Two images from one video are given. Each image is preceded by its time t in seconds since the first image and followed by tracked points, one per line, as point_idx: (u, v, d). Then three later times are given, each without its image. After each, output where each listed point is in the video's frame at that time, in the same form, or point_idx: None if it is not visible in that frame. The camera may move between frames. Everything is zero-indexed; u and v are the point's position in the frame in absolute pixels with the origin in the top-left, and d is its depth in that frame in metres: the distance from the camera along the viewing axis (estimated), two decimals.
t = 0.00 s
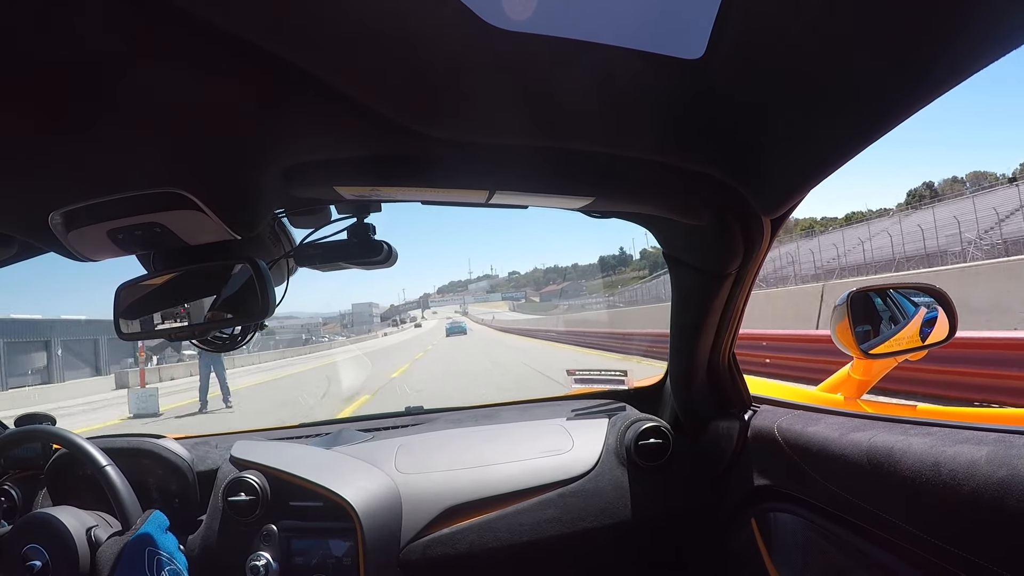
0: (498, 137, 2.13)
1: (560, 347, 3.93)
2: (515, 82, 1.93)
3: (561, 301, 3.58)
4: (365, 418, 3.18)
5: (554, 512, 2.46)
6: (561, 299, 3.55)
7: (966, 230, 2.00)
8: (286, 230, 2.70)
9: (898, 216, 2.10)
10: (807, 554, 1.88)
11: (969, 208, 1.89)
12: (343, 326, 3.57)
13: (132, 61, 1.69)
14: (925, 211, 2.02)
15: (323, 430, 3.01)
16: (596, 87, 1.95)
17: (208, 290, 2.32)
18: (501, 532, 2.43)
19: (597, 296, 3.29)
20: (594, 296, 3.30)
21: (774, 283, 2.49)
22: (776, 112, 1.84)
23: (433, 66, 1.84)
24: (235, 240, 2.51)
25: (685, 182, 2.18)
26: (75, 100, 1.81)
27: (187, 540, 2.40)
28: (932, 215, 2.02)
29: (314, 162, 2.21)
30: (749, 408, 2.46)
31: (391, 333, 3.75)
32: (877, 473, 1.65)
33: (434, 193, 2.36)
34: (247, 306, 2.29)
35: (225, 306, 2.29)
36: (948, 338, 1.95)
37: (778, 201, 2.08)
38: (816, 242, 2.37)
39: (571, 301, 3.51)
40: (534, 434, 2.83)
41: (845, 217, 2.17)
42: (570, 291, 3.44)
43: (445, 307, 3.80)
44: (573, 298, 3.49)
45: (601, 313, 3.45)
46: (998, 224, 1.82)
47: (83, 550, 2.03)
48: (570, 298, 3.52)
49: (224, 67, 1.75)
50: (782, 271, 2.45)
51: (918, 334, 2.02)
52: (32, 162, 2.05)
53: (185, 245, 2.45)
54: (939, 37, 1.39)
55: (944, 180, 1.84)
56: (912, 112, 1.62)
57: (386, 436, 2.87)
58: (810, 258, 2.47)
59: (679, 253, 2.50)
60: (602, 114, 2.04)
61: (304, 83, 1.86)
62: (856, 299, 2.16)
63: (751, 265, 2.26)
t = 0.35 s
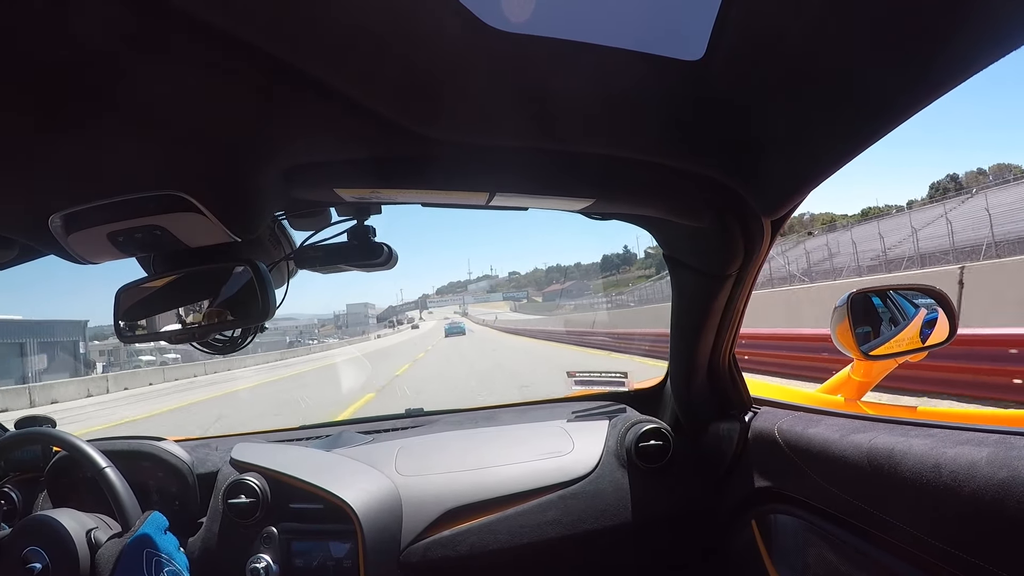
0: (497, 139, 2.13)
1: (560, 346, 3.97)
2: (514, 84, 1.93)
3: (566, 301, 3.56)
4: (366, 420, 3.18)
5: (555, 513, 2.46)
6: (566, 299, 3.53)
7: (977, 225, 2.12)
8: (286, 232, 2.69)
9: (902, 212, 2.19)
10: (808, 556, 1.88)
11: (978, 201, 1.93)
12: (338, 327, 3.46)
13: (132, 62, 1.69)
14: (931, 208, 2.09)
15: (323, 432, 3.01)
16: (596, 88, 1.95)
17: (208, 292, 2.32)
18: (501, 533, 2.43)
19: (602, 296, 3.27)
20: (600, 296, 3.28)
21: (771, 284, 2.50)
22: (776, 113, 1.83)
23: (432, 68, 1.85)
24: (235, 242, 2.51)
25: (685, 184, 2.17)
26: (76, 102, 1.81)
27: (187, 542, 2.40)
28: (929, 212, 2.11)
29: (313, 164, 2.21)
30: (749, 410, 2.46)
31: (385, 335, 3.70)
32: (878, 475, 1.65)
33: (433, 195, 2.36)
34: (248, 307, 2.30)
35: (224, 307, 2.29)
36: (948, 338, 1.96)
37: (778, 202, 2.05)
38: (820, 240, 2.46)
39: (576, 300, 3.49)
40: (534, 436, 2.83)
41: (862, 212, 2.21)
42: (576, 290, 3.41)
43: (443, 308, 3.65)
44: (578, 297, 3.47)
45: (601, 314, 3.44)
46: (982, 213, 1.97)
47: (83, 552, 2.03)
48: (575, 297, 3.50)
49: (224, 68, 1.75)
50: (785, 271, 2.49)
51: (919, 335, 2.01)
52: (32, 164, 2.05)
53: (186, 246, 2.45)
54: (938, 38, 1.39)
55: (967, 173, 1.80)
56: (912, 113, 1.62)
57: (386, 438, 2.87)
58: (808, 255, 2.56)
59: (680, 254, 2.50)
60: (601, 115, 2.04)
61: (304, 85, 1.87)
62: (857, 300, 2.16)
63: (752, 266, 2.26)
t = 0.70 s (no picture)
0: (497, 137, 2.13)
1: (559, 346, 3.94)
2: (514, 82, 1.93)
3: (573, 300, 3.52)
4: (365, 418, 3.18)
5: (554, 512, 2.46)
6: (569, 298, 3.49)
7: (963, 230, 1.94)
8: (286, 230, 2.68)
9: (909, 212, 2.04)
10: (806, 554, 1.88)
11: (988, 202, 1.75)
12: (333, 327, 3.48)
13: (133, 60, 1.69)
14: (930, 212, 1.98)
15: (322, 430, 3.01)
16: (595, 87, 1.95)
17: (206, 290, 2.32)
18: (500, 531, 2.43)
19: (613, 294, 3.25)
20: (609, 295, 3.26)
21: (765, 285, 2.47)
22: (776, 112, 1.83)
23: (432, 66, 1.84)
24: (235, 239, 2.51)
25: (685, 182, 2.18)
26: (76, 99, 1.81)
27: (187, 539, 2.40)
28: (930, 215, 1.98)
29: (313, 161, 2.21)
30: (748, 408, 2.46)
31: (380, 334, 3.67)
32: (876, 473, 1.66)
33: (433, 193, 2.35)
34: (246, 305, 2.29)
35: (222, 304, 2.29)
36: (948, 337, 1.93)
37: (777, 202, 2.06)
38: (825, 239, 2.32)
39: (581, 300, 3.46)
40: (533, 434, 2.84)
41: (877, 207, 2.08)
42: (581, 289, 3.40)
43: (442, 307, 3.56)
44: (583, 296, 3.44)
45: (604, 314, 3.46)
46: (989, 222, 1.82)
47: (83, 550, 2.03)
48: (581, 296, 3.47)
49: (224, 66, 1.75)
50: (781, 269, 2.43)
51: (918, 334, 2.00)
52: (32, 161, 2.05)
53: (183, 244, 2.45)
54: (939, 38, 1.39)
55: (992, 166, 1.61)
56: (912, 112, 1.62)
57: (385, 436, 2.87)
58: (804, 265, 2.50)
59: (679, 254, 2.50)
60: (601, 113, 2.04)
61: (304, 83, 1.86)
62: (856, 300, 2.17)
63: (751, 265, 2.26)
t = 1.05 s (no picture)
0: (498, 138, 2.12)
1: (560, 346, 3.97)
2: (515, 83, 1.92)
3: (578, 299, 3.48)
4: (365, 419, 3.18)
5: (554, 513, 2.46)
6: (573, 297, 3.45)
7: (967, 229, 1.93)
8: (286, 231, 2.68)
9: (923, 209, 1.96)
10: (807, 556, 1.88)
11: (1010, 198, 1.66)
12: (326, 328, 3.37)
13: (133, 61, 1.69)
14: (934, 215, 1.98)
15: (322, 431, 3.01)
16: (596, 88, 1.95)
17: (206, 291, 2.32)
18: (500, 532, 2.43)
19: (617, 293, 3.22)
20: (613, 294, 3.23)
21: (773, 285, 2.48)
22: (777, 113, 1.83)
23: (433, 68, 1.84)
24: (235, 240, 2.51)
25: (685, 183, 2.18)
26: (76, 100, 1.81)
27: (187, 541, 2.40)
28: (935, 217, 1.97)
29: (314, 163, 2.21)
30: (749, 410, 2.46)
31: (376, 335, 3.66)
32: (876, 476, 1.65)
33: (433, 195, 2.35)
34: (246, 307, 2.29)
35: (223, 305, 2.29)
36: (949, 339, 1.95)
37: (778, 204, 2.05)
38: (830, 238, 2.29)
39: (587, 299, 3.43)
40: (533, 435, 2.84)
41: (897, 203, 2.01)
42: (586, 288, 3.35)
43: (441, 307, 3.58)
44: (589, 295, 3.40)
45: (600, 315, 3.49)
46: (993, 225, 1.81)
47: (83, 551, 2.03)
48: (586, 295, 3.43)
49: (225, 67, 1.75)
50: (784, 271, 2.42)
51: (919, 336, 2.01)
52: (32, 162, 2.05)
53: (185, 246, 2.45)
54: (940, 40, 1.39)
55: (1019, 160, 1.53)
56: (913, 115, 1.62)
57: (385, 438, 2.87)
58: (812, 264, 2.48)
59: (680, 256, 2.49)
60: (602, 115, 2.03)
61: (305, 84, 1.86)
62: (857, 302, 2.15)
63: (752, 267, 2.26)
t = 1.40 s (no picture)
0: (498, 137, 2.13)
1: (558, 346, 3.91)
2: (514, 81, 1.93)
3: (582, 299, 3.40)
4: (365, 419, 3.18)
5: (554, 512, 2.46)
6: (577, 297, 3.37)
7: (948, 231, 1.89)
8: (286, 231, 2.67)
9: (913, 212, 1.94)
10: (807, 553, 1.88)
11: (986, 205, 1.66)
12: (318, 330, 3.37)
13: (134, 60, 1.69)
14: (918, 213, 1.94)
15: (322, 430, 3.01)
16: (595, 87, 1.95)
17: (207, 290, 2.32)
18: (501, 531, 2.43)
19: (624, 291, 3.07)
20: (617, 292, 3.10)
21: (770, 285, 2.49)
22: (777, 112, 1.84)
23: (433, 66, 1.85)
24: (235, 239, 2.48)
25: (684, 181, 2.19)
26: (77, 100, 1.81)
27: (187, 540, 2.40)
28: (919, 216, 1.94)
29: (314, 162, 2.21)
30: (749, 408, 2.46)
31: (375, 336, 3.67)
32: (876, 473, 1.66)
33: (433, 194, 2.35)
34: (247, 305, 2.29)
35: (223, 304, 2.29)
36: (948, 338, 1.90)
37: (777, 202, 2.05)
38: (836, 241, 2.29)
39: (591, 298, 3.32)
40: (534, 433, 2.84)
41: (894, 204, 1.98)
42: (589, 287, 3.25)
43: (440, 308, 3.55)
44: (592, 295, 3.31)
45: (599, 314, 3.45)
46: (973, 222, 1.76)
47: (83, 550, 2.03)
48: (590, 295, 3.34)
49: (226, 66, 1.76)
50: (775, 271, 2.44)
51: (918, 334, 1.99)
52: (33, 162, 2.05)
53: (184, 245, 2.43)
54: (939, 37, 1.39)
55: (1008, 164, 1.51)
56: (911, 112, 1.62)
57: (384, 436, 2.87)
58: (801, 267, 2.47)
59: (680, 254, 2.50)
60: (601, 113, 2.04)
61: (305, 83, 1.87)
62: (856, 299, 2.18)
63: (751, 265, 2.26)
